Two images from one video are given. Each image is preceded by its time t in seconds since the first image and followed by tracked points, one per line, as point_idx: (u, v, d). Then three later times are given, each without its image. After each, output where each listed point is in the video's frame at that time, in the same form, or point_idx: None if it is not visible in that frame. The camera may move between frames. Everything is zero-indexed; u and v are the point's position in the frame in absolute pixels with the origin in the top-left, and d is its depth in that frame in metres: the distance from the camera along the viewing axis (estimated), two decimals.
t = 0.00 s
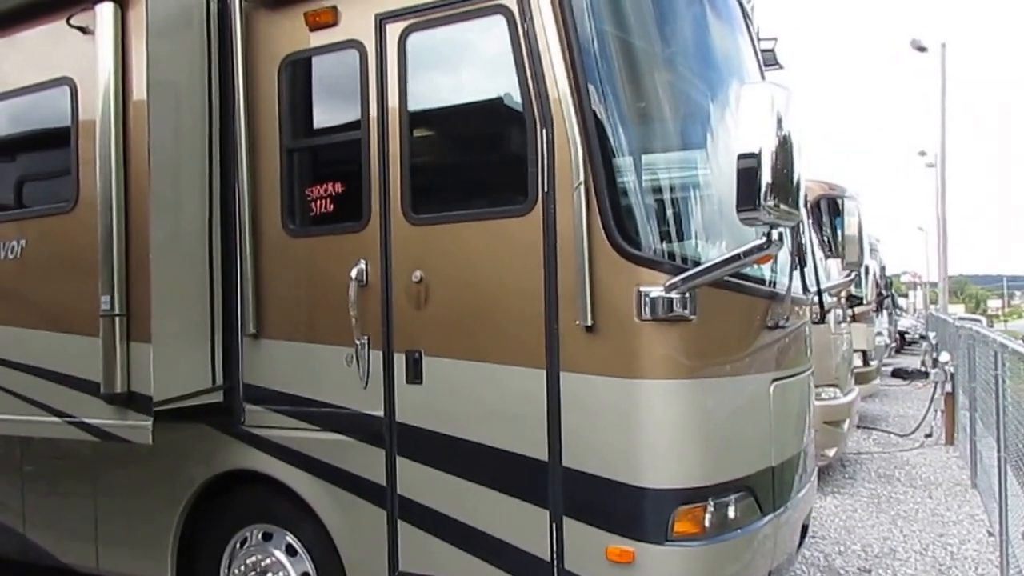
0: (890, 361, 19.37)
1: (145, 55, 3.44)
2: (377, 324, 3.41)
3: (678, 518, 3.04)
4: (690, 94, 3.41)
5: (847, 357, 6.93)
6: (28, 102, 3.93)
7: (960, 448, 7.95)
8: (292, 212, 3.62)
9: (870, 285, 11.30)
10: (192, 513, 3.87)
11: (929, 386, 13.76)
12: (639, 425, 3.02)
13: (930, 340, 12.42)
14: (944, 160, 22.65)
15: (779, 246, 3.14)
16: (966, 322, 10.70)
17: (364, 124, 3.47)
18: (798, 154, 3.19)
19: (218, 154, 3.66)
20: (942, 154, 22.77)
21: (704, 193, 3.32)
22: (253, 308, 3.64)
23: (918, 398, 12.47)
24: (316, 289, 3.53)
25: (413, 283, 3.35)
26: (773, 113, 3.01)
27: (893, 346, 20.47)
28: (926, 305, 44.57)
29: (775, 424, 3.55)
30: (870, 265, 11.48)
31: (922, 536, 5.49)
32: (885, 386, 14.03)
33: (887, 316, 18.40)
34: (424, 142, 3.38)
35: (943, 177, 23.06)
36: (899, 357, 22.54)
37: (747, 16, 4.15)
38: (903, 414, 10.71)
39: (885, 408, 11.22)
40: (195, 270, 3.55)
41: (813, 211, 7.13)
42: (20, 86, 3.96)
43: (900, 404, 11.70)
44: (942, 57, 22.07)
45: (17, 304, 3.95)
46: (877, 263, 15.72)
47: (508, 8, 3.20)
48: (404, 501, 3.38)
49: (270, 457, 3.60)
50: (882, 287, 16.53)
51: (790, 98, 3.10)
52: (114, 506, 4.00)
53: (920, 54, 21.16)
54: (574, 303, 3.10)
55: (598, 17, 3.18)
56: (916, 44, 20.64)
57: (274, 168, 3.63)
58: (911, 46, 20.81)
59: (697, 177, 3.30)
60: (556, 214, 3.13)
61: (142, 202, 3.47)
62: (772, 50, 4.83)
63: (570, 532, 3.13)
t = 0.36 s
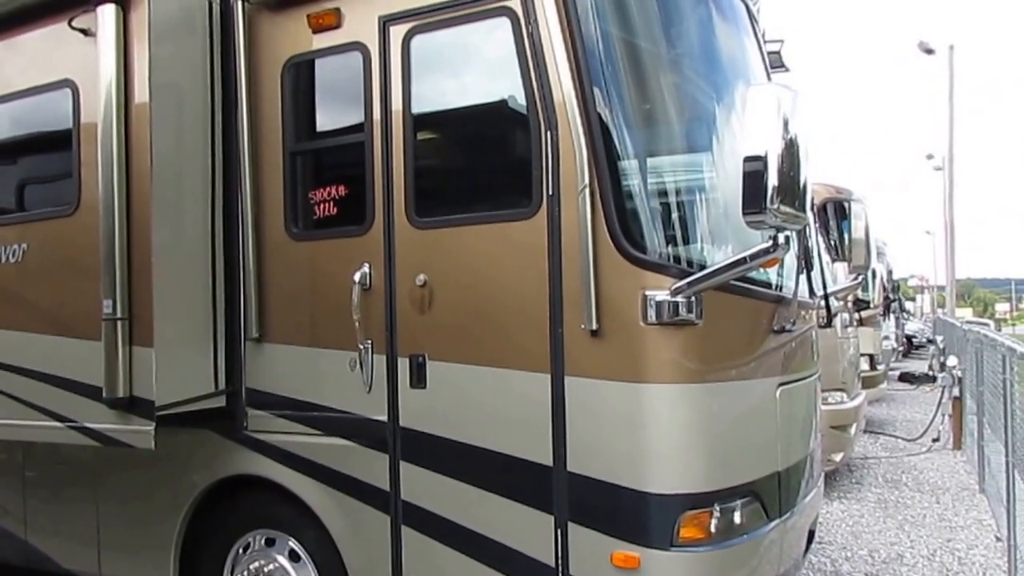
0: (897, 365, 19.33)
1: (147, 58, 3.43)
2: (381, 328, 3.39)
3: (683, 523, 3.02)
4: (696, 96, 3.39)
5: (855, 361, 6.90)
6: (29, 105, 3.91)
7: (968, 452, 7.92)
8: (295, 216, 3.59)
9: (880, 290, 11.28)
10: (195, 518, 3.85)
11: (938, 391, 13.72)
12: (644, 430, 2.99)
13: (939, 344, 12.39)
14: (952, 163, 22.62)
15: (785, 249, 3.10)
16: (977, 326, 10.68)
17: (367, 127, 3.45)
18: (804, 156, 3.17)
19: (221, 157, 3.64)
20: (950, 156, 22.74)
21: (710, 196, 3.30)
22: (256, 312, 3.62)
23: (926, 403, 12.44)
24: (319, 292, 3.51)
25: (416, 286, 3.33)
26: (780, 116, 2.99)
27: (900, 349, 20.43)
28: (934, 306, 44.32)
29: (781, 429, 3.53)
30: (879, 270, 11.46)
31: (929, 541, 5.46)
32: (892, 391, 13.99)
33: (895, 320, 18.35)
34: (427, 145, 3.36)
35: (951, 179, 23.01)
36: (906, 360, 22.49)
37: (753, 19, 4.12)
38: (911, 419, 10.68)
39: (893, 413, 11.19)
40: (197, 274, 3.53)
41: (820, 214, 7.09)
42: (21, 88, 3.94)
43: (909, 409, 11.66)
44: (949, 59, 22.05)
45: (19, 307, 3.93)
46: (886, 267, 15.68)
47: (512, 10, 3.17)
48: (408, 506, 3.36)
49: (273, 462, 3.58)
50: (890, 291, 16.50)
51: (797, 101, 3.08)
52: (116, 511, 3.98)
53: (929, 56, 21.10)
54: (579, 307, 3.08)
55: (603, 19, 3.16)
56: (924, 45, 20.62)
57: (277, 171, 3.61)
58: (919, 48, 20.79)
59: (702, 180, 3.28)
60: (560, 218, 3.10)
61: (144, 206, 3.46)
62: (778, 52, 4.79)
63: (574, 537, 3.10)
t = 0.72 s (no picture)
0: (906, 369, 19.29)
1: (152, 59, 3.40)
2: (386, 333, 3.37)
3: (691, 529, 2.99)
4: (703, 99, 3.36)
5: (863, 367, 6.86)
6: (34, 108, 3.88)
7: (977, 457, 7.88)
8: (299, 219, 3.57)
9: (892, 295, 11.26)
10: (199, 524, 3.83)
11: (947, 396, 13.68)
12: (652, 436, 2.97)
13: (950, 349, 12.36)
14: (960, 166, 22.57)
15: (794, 253, 3.06)
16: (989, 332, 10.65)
17: (373, 130, 3.42)
18: (813, 160, 3.14)
19: (226, 160, 3.63)
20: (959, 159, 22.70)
21: (717, 199, 3.27)
22: (261, 317, 3.59)
23: (936, 408, 12.40)
24: (324, 297, 3.49)
25: (422, 290, 3.31)
26: (787, 119, 2.96)
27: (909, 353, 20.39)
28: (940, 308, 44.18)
29: (790, 434, 3.50)
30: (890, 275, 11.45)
31: (938, 547, 5.43)
32: (901, 395, 13.95)
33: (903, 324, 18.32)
34: (433, 148, 3.34)
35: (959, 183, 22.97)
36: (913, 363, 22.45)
37: (762, 21, 4.10)
38: (920, 424, 10.64)
39: (902, 418, 11.14)
40: (202, 278, 3.51)
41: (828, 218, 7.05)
42: (25, 91, 3.92)
43: (918, 414, 11.62)
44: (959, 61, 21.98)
45: (22, 311, 3.91)
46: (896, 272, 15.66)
47: (519, 12, 3.15)
48: (413, 512, 3.34)
49: (278, 467, 3.56)
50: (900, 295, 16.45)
51: (805, 104, 3.06)
52: (120, 516, 3.96)
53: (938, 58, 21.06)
54: (586, 312, 3.05)
55: (610, 22, 3.13)
56: (933, 48, 20.58)
57: (282, 175, 3.59)
58: (929, 51, 20.74)
59: (710, 183, 3.26)
60: (567, 221, 3.08)
61: (148, 210, 3.44)
62: (787, 54, 4.76)
63: (581, 543, 3.08)
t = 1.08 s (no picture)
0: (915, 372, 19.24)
1: (158, 62, 3.38)
2: (393, 338, 3.34)
3: (700, 535, 2.97)
4: (713, 103, 3.33)
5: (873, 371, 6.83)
6: (40, 110, 3.85)
7: (989, 463, 7.85)
8: (306, 223, 3.55)
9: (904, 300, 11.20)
10: (205, 530, 3.81)
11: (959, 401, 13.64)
12: (661, 442, 2.94)
13: (961, 353, 12.31)
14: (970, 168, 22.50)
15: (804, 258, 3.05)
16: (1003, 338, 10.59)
17: (380, 133, 3.40)
18: (823, 164, 3.11)
19: (232, 164, 3.61)
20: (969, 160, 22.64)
21: (727, 204, 3.25)
22: (267, 322, 3.57)
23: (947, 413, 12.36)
24: (331, 302, 3.47)
25: (429, 295, 3.28)
26: (798, 123, 2.93)
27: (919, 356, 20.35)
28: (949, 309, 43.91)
29: (800, 440, 3.48)
30: (904, 280, 11.39)
31: (949, 553, 5.41)
32: (911, 399, 13.91)
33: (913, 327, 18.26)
34: (440, 152, 3.31)
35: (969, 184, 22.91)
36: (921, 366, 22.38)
37: (772, 23, 4.07)
38: (932, 429, 10.59)
39: (913, 423, 11.09)
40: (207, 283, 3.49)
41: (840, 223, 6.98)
42: (31, 93, 3.89)
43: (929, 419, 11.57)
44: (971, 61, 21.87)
45: (27, 315, 3.88)
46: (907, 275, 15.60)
47: (528, 15, 3.12)
48: (420, 518, 3.31)
49: (284, 473, 3.54)
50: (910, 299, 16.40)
51: (815, 108, 3.03)
52: (125, 522, 3.94)
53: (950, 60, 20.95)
54: (594, 317, 3.03)
55: (619, 25, 3.10)
56: (945, 51, 20.49)
57: (289, 179, 3.56)
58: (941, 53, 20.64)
59: (719, 187, 3.23)
60: (576, 226, 3.05)
61: (154, 214, 3.41)
62: (797, 57, 4.73)
63: (590, 550, 3.05)
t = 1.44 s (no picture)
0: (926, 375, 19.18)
1: (166, 65, 3.36)
2: (403, 343, 3.32)
3: (712, 542, 2.94)
4: (725, 107, 3.30)
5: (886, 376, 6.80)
6: (47, 113, 3.83)
7: (1003, 469, 7.81)
8: (315, 228, 3.52)
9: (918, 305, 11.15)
10: (213, 537, 3.79)
11: (972, 405, 13.59)
12: (673, 449, 2.92)
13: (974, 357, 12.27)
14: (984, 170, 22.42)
15: (815, 264, 2.97)
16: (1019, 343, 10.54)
17: (389, 137, 3.38)
18: (836, 169, 3.07)
19: (240, 168, 3.59)
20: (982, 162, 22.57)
21: (739, 208, 3.22)
22: (276, 327, 3.55)
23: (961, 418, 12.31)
24: (339, 307, 3.44)
25: (439, 301, 3.26)
26: (810, 127, 2.90)
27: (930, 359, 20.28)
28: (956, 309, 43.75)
29: (812, 446, 3.45)
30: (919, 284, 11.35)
31: (963, 560, 5.38)
32: (923, 403, 13.86)
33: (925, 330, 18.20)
34: (450, 156, 3.29)
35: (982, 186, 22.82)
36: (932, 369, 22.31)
37: (784, 27, 4.04)
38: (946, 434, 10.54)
39: (926, 428, 11.05)
40: (215, 288, 3.47)
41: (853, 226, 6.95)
42: (37, 96, 3.87)
43: (942, 424, 11.52)
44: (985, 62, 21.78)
45: (35, 320, 3.86)
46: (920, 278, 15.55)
47: (539, 18, 3.10)
48: (430, 525, 3.29)
49: (293, 480, 3.52)
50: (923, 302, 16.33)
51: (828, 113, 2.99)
52: (133, 528, 3.92)
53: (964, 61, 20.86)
54: (605, 323, 3.00)
55: (631, 29, 3.07)
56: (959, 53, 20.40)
57: (297, 183, 3.54)
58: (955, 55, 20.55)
59: (731, 191, 3.20)
60: (587, 231, 3.03)
61: (161, 219, 3.39)
62: (809, 60, 4.70)
63: (601, 558, 3.03)
